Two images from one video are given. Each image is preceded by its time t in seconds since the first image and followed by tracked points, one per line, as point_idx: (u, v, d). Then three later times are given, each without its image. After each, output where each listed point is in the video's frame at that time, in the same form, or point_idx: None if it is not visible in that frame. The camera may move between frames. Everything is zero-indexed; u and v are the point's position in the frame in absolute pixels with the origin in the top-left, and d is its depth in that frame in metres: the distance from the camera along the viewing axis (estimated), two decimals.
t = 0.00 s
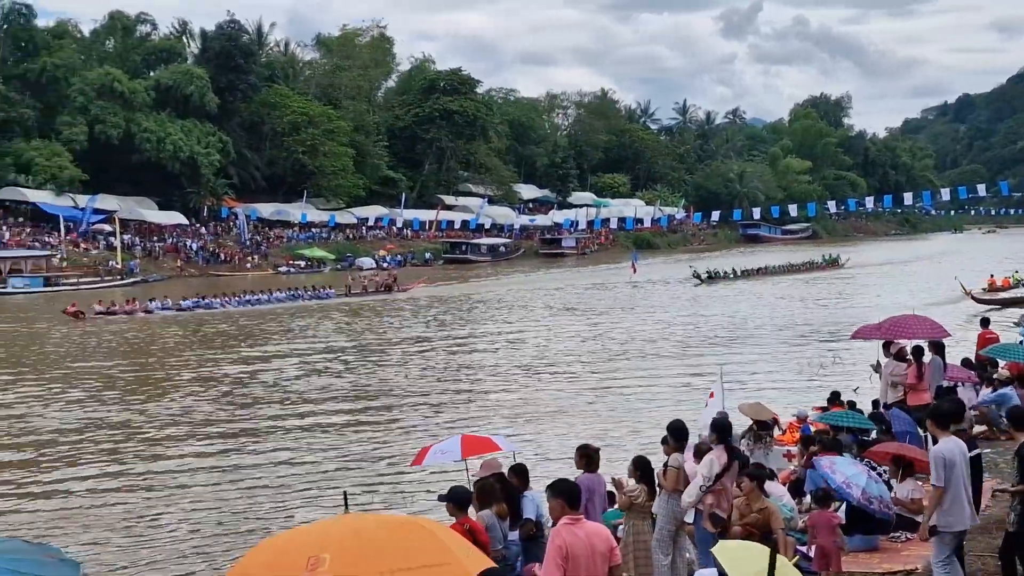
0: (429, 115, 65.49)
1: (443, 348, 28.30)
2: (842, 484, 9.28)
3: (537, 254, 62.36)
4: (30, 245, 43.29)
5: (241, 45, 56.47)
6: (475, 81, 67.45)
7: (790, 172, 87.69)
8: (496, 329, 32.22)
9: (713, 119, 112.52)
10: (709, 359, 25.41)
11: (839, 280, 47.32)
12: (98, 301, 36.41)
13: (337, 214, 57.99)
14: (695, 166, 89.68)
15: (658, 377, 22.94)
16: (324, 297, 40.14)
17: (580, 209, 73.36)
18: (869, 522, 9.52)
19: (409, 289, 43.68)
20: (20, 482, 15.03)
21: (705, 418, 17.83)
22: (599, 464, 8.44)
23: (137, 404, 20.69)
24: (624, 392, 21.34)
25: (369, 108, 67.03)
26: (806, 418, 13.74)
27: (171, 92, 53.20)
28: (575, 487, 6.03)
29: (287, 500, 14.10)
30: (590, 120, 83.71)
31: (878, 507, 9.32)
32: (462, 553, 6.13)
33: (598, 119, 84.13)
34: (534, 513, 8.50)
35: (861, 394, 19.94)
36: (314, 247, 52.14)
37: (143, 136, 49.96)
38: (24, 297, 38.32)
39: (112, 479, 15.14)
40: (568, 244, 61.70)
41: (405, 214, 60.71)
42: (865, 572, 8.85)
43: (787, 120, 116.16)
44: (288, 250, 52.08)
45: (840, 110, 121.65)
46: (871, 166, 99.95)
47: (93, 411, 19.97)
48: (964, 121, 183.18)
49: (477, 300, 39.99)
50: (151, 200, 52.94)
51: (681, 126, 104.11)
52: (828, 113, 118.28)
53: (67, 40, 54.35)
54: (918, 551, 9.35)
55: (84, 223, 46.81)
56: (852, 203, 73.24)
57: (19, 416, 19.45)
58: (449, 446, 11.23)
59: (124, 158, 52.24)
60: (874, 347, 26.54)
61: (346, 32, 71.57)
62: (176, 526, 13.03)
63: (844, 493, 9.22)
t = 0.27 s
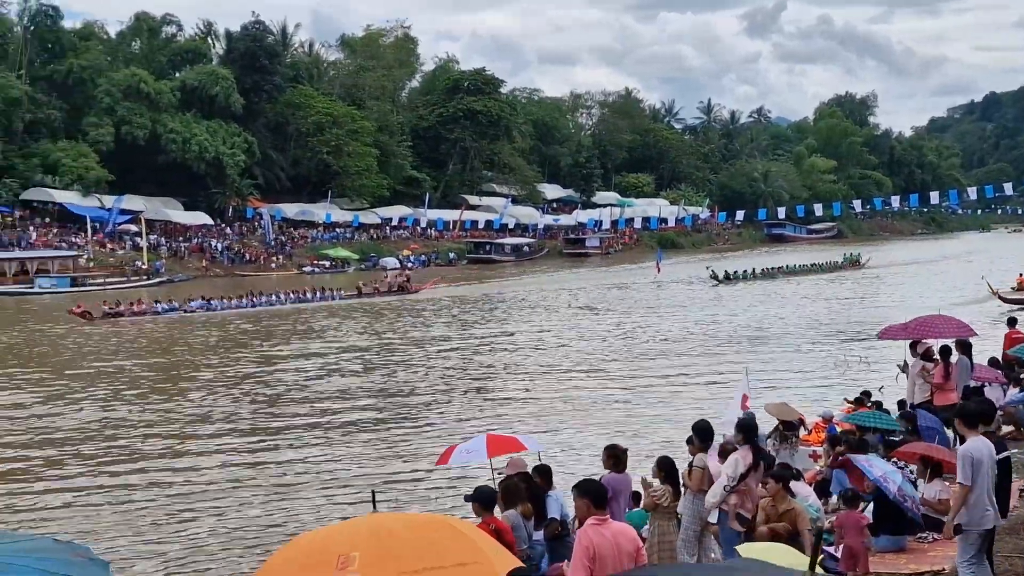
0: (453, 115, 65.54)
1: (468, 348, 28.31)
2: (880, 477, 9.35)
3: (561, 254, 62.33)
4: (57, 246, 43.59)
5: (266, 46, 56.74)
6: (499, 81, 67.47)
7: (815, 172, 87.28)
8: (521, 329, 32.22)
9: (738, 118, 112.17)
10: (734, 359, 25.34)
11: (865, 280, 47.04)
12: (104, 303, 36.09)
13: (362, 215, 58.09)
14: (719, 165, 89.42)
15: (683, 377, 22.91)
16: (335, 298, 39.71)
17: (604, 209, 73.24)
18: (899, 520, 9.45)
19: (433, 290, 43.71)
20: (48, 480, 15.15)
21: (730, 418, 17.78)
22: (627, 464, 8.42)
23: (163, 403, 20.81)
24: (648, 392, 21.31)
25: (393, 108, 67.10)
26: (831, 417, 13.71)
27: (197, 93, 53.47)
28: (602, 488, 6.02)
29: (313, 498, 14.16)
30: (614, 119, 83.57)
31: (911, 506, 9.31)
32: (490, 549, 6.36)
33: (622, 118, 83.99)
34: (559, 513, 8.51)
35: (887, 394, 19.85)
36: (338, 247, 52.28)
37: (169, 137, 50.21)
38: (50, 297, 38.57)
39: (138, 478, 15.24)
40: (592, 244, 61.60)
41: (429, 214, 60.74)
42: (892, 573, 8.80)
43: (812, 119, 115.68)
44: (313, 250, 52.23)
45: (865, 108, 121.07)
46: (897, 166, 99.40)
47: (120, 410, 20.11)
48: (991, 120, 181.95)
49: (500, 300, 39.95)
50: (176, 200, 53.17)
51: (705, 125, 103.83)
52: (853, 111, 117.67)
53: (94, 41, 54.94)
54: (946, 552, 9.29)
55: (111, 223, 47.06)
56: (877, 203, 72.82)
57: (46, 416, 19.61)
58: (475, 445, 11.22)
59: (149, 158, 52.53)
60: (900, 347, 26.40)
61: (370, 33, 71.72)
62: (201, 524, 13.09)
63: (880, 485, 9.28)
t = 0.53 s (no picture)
0: (478, 115, 65.56)
1: (492, 348, 28.31)
2: (906, 477, 9.27)
3: (585, 254, 62.26)
4: (85, 246, 43.88)
5: (292, 47, 57.00)
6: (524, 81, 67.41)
7: (841, 171, 86.81)
8: (546, 329, 32.19)
9: (763, 118, 111.76)
10: (759, 359, 25.23)
11: (892, 281, 46.73)
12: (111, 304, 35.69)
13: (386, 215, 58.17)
14: (744, 165, 89.15)
15: (707, 377, 22.85)
16: (347, 300, 39.40)
17: (629, 209, 73.09)
18: (927, 521, 9.38)
19: (457, 290, 43.76)
20: (74, 480, 15.25)
21: (755, 419, 17.72)
22: (655, 465, 8.38)
23: (189, 403, 20.90)
24: (673, 392, 21.26)
25: (418, 108, 67.17)
26: (858, 419, 13.63)
27: (223, 94, 53.71)
28: (631, 488, 6.00)
29: (337, 498, 14.20)
30: (639, 119, 83.48)
31: (938, 507, 9.27)
32: (521, 547, 6.43)
33: (647, 118, 83.84)
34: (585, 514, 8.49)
35: (915, 394, 19.73)
36: (363, 248, 52.37)
37: (195, 138, 50.44)
38: (77, 297, 38.80)
39: (164, 477, 15.32)
40: (617, 244, 61.48)
41: (454, 214, 60.77)
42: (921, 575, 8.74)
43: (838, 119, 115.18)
44: (338, 250, 52.36)
45: (892, 108, 120.40)
46: (924, 165, 98.83)
47: (147, 410, 20.23)
48: (1019, 119, 180.48)
49: (524, 300, 39.90)
50: (202, 200, 53.41)
51: (731, 125, 103.53)
52: (880, 111, 117.09)
53: (122, 43, 55.59)
54: (974, 552, 9.23)
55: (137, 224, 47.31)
56: (903, 203, 72.35)
57: (74, 415, 19.73)
58: (502, 444, 11.21)
59: (175, 158, 52.76)
60: (928, 347, 26.23)
61: (394, 33, 71.86)
62: (227, 523, 13.15)
63: (907, 486, 9.21)
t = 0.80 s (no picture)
0: (506, 116, 65.53)
1: (521, 348, 28.34)
2: (931, 482, 9.21)
3: (614, 254, 62.16)
4: (115, 246, 44.17)
5: (320, 48, 57.56)
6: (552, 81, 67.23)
7: (872, 171, 86.26)
8: (574, 329, 32.15)
9: (793, 117, 111.28)
10: (789, 359, 25.14)
11: (923, 280, 46.40)
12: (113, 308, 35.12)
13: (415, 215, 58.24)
14: (774, 165, 88.78)
15: (737, 377, 22.80)
16: (360, 300, 39.17)
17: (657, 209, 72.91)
18: (957, 523, 9.31)
19: (485, 290, 43.79)
20: (107, 478, 15.38)
21: (785, 420, 17.67)
22: (685, 466, 8.36)
23: (219, 402, 21.01)
24: (702, 392, 21.25)
25: (446, 109, 67.26)
26: (889, 419, 13.56)
27: (251, 94, 53.96)
28: (664, 489, 5.96)
29: (367, 498, 14.24)
30: (668, 119, 83.85)
31: (966, 509, 9.23)
32: (551, 545, 6.44)
33: (675, 118, 83.69)
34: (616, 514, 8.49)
35: (946, 395, 19.62)
36: (391, 248, 52.47)
37: (224, 138, 50.69)
38: (108, 297, 39.04)
39: (195, 476, 15.42)
40: (645, 244, 61.35)
41: (482, 214, 60.79)
42: None
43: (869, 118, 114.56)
44: (367, 250, 52.48)
45: (922, 107, 119.66)
46: (956, 165, 98.15)
47: (178, 409, 20.35)
48: None
49: (553, 301, 39.87)
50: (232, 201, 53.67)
51: (760, 125, 103.17)
52: (910, 110, 116.41)
53: (151, 44, 56.10)
54: (1006, 554, 9.15)
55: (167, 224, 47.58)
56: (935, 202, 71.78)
57: (105, 415, 19.89)
58: (533, 443, 11.21)
59: (205, 159, 53.18)
60: (959, 348, 26.06)
61: (423, 34, 72.00)
62: (256, 522, 13.21)
63: (933, 490, 9.14)
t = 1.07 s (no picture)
0: (539, 116, 65.47)
1: (556, 347, 28.35)
2: (962, 485, 9.18)
3: (648, 254, 62.02)
4: (151, 247, 44.48)
5: (355, 48, 57.88)
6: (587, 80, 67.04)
7: (908, 170, 85.64)
8: (609, 330, 32.06)
9: (828, 116, 110.64)
10: (825, 359, 25.03)
11: (961, 280, 46.02)
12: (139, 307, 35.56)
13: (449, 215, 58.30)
14: (809, 164, 88.32)
15: (773, 377, 22.73)
16: (380, 301, 38.90)
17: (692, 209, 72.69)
18: (993, 524, 9.25)
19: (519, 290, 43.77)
20: (144, 477, 15.51)
21: (821, 420, 17.60)
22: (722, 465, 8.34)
23: (255, 402, 21.09)
24: (738, 391, 21.20)
25: (480, 109, 67.36)
26: (926, 420, 13.47)
27: (286, 95, 54.23)
28: (702, 489, 5.94)
29: (401, 497, 14.26)
30: (702, 118, 83.29)
31: (999, 509, 9.20)
32: (588, 545, 6.43)
33: (710, 117, 83.45)
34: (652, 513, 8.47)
35: (984, 396, 19.48)
36: (425, 248, 52.56)
37: (260, 139, 50.93)
38: (145, 297, 39.32)
39: (232, 475, 15.49)
40: (680, 244, 61.18)
41: (516, 214, 60.80)
42: None
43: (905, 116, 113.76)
44: (401, 250, 52.60)
45: (959, 106, 118.74)
46: (993, 163, 97.32)
47: (214, 409, 20.45)
48: None
49: (587, 301, 39.78)
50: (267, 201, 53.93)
51: (795, 124, 102.67)
52: (946, 109, 115.52)
53: (187, 46, 56.51)
54: None
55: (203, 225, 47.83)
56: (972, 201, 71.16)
57: (142, 414, 20.02)
58: (571, 442, 11.22)
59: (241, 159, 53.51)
60: (998, 347, 25.86)
61: (457, 35, 72.12)
62: (290, 521, 13.26)
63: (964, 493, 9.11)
